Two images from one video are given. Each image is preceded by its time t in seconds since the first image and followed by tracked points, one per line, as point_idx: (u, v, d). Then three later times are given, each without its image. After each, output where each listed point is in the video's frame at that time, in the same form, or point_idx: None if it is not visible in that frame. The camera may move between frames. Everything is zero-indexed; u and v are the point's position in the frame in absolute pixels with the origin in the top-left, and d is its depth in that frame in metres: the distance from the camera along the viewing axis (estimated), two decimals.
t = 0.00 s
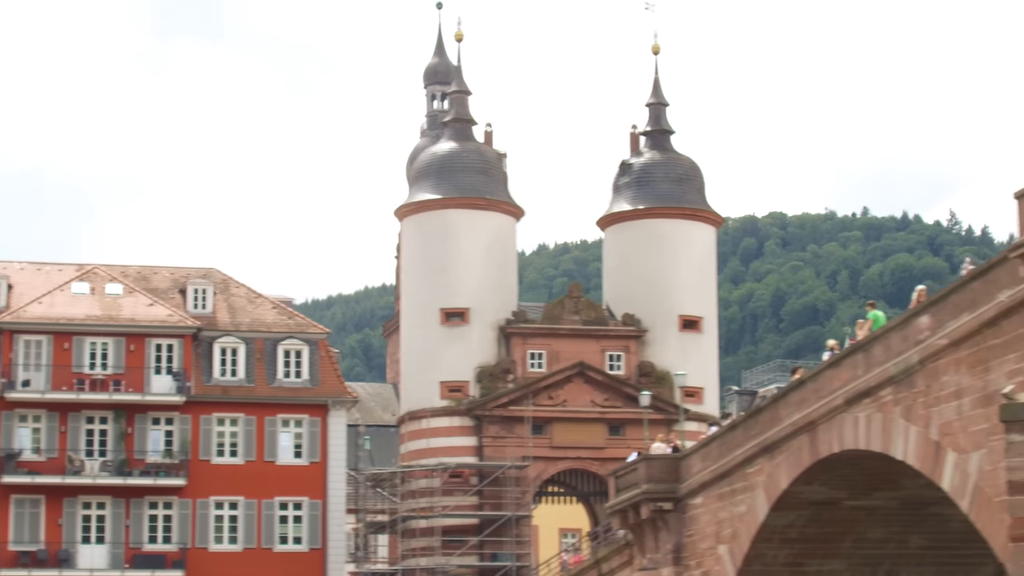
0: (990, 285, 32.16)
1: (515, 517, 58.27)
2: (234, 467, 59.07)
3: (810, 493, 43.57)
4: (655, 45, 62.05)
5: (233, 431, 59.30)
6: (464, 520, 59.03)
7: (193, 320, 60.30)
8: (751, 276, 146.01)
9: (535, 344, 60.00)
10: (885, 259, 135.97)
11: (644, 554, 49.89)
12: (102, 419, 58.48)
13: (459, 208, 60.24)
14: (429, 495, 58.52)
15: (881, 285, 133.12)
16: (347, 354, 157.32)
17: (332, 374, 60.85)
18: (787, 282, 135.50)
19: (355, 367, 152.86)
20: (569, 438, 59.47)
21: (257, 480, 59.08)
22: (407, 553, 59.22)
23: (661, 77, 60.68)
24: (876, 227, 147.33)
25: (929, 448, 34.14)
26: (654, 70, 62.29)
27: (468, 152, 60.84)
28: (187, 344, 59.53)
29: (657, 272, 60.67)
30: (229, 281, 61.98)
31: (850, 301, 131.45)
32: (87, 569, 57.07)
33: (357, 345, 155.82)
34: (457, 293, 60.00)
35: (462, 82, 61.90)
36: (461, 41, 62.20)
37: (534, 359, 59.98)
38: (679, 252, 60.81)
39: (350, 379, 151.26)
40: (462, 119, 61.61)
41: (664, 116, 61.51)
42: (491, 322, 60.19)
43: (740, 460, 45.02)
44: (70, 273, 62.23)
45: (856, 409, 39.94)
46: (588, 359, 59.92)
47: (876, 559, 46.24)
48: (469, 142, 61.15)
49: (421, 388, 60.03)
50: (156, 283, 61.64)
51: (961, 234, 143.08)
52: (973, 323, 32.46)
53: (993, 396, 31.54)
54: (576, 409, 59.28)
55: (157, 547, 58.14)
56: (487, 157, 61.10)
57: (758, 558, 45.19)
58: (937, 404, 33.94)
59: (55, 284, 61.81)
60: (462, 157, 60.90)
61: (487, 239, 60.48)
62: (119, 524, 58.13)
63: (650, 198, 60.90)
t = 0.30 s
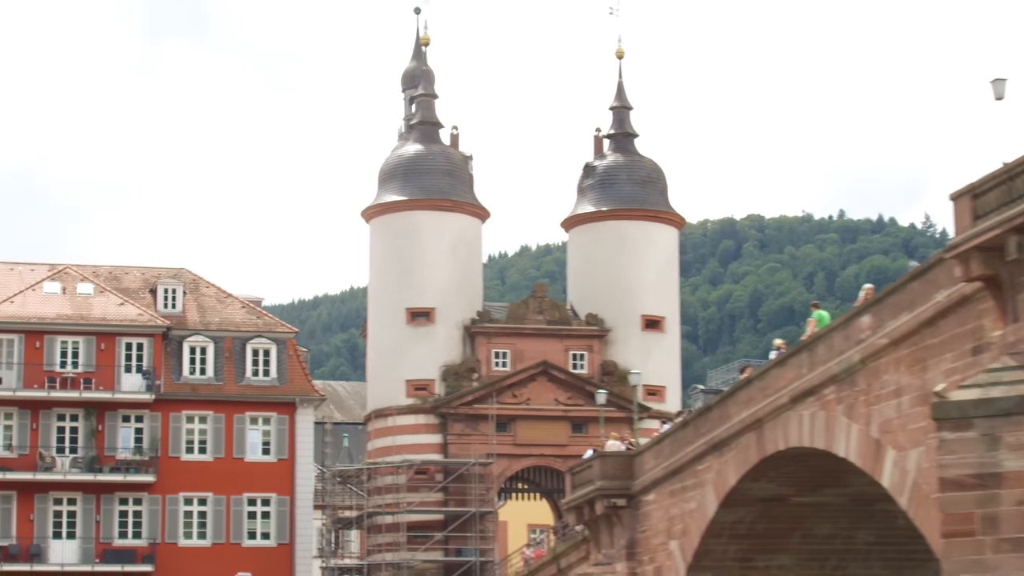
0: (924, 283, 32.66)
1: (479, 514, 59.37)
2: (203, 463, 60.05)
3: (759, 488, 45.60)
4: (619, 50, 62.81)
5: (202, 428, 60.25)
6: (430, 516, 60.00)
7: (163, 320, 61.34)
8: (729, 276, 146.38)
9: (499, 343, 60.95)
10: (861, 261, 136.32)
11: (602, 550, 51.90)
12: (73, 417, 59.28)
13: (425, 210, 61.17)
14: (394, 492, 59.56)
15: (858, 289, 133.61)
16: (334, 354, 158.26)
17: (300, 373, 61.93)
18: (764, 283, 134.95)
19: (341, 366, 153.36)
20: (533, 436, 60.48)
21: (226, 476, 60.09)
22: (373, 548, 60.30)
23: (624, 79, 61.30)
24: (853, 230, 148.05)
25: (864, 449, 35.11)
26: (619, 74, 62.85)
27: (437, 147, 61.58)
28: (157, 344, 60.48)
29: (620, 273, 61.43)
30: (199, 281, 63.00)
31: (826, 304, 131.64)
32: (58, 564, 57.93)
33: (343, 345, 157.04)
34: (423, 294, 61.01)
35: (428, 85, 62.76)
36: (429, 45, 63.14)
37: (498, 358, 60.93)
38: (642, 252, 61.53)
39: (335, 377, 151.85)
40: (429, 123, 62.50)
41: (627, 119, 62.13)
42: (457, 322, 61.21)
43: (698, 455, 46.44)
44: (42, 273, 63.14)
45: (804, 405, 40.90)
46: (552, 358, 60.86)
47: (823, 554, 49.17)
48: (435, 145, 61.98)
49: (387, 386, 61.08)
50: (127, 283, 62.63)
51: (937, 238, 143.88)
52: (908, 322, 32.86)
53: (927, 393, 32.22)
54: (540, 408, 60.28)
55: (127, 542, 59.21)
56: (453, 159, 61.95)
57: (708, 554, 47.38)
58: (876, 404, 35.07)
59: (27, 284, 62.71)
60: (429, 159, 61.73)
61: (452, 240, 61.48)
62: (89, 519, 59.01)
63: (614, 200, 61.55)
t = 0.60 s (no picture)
0: (866, 284, 34.47)
1: (453, 506, 61.18)
2: (185, 457, 61.96)
3: (712, 482, 47.86)
4: (590, 57, 64.54)
5: (185, 423, 62.23)
6: (405, 509, 62.13)
7: (147, 318, 63.22)
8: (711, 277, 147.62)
9: (472, 341, 62.87)
10: (841, 262, 137.86)
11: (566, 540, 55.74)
12: (59, 412, 61.30)
13: (401, 212, 63.07)
14: (371, 485, 61.53)
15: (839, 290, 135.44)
16: (329, 351, 160.25)
17: (279, 369, 63.76)
18: (746, 283, 136.91)
19: (337, 362, 155.03)
20: (505, 431, 62.43)
21: (208, 470, 62.02)
22: (351, 541, 62.12)
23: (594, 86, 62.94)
24: (831, 233, 149.83)
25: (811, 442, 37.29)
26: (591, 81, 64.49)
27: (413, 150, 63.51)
28: (140, 341, 62.43)
29: (590, 273, 63.25)
30: (182, 280, 64.85)
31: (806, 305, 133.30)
32: (44, 555, 59.95)
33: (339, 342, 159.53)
34: (399, 292, 62.94)
35: (406, 89, 64.54)
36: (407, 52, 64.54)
37: (472, 355, 62.86)
38: (611, 253, 63.36)
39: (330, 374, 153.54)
40: (406, 126, 64.19)
41: (598, 124, 63.86)
42: (431, 320, 63.17)
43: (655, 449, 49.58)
44: (30, 272, 64.93)
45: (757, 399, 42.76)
46: (523, 355, 62.75)
47: (777, 546, 52.04)
48: (412, 148, 63.79)
49: (364, 383, 63.05)
50: (112, 282, 64.50)
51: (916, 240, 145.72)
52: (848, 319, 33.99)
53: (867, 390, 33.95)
54: (512, 403, 62.27)
55: (111, 533, 61.09)
56: (428, 162, 63.83)
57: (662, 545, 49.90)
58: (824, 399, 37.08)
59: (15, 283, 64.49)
60: (405, 163, 63.58)
61: (427, 241, 63.42)
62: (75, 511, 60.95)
63: (585, 202, 63.39)
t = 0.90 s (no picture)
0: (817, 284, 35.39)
1: (432, 498, 63.56)
2: (173, 451, 64.19)
3: (672, 475, 49.91)
4: (567, 64, 66.47)
5: (173, 418, 64.36)
6: (386, 501, 64.35)
7: (137, 316, 65.36)
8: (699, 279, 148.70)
9: (452, 339, 65.02)
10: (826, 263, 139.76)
11: (534, 532, 59.40)
12: (51, 407, 63.51)
13: (381, 214, 65.28)
14: (352, 477, 64.00)
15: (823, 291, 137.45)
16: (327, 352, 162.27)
17: (265, 366, 65.81)
18: (732, 284, 139.06)
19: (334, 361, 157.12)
20: (484, 426, 64.51)
21: (195, 463, 64.19)
22: (333, 531, 64.47)
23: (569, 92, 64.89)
24: (815, 236, 152.05)
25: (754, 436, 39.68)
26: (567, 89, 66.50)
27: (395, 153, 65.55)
28: (130, 339, 64.53)
29: (565, 274, 65.26)
30: (171, 280, 67.02)
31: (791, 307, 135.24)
32: (36, 545, 62.14)
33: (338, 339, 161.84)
34: (380, 292, 65.06)
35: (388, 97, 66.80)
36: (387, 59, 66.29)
37: (451, 352, 64.98)
38: (585, 253, 65.38)
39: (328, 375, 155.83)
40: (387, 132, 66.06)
41: (573, 129, 65.88)
42: (412, 319, 65.26)
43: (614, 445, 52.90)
44: (24, 273, 67.08)
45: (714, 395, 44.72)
46: (500, 352, 64.80)
47: (736, 537, 53.50)
48: (393, 153, 66.12)
49: (345, 379, 65.29)
50: (103, 282, 66.68)
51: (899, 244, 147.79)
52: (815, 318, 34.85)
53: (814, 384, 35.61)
54: (489, 399, 64.39)
55: (101, 524, 63.27)
56: (408, 167, 66.09)
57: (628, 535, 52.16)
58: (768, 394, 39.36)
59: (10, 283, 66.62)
60: (385, 167, 65.93)
61: (408, 242, 65.55)
62: (66, 503, 63.22)
63: (560, 206, 65.49)
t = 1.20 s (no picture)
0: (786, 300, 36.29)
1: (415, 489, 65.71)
2: (166, 444, 66.80)
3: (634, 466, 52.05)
4: (545, 72, 68.82)
5: (166, 412, 67.02)
6: (371, 492, 66.83)
7: (132, 315, 68.07)
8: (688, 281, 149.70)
9: (434, 337, 67.46)
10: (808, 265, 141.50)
11: (506, 522, 61.93)
12: (49, 402, 66.23)
13: (367, 217, 67.67)
14: (338, 469, 66.22)
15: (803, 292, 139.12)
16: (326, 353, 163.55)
17: (255, 363, 68.44)
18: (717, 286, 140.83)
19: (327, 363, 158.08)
20: (465, 420, 66.97)
21: (188, 456, 66.83)
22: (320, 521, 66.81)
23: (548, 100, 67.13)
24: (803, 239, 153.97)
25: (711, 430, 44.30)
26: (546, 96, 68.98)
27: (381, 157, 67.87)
28: (125, 336, 67.26)
29: (544, 274, 67.54)
30: (166, 279, 69.76)
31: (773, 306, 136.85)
32: (34, 534, 64.89)
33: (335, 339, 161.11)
34: (366, 291, 67.53)
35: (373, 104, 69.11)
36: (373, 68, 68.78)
37: (433, 349, 67.47)
38: (564, 253, 67.66)
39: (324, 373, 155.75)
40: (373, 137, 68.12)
41: (553, 136, 68.10)
42: (396, 317, 67.72)
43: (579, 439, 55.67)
44: (24, 273, 69.86)
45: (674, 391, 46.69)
46: (481, 350, 67.23)
47: (699, 527, 56.28)
48: (378, 158, 68.63)
49: (333, 376, 67.79)
50: (100, 282, 69.43)
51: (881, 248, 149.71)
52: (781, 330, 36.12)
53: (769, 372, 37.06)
54: (470, 395, 66.78)
55: (97, 515, 65.93)
56: (394, 171, 68.67)
57: (593, 525, 54.59)
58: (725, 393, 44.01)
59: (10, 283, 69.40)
60: (371, 171, 68.47)
61: (393, 243, 68.01)
62: (64, 494, 65.90)
63: (539, 208, 67.80)
